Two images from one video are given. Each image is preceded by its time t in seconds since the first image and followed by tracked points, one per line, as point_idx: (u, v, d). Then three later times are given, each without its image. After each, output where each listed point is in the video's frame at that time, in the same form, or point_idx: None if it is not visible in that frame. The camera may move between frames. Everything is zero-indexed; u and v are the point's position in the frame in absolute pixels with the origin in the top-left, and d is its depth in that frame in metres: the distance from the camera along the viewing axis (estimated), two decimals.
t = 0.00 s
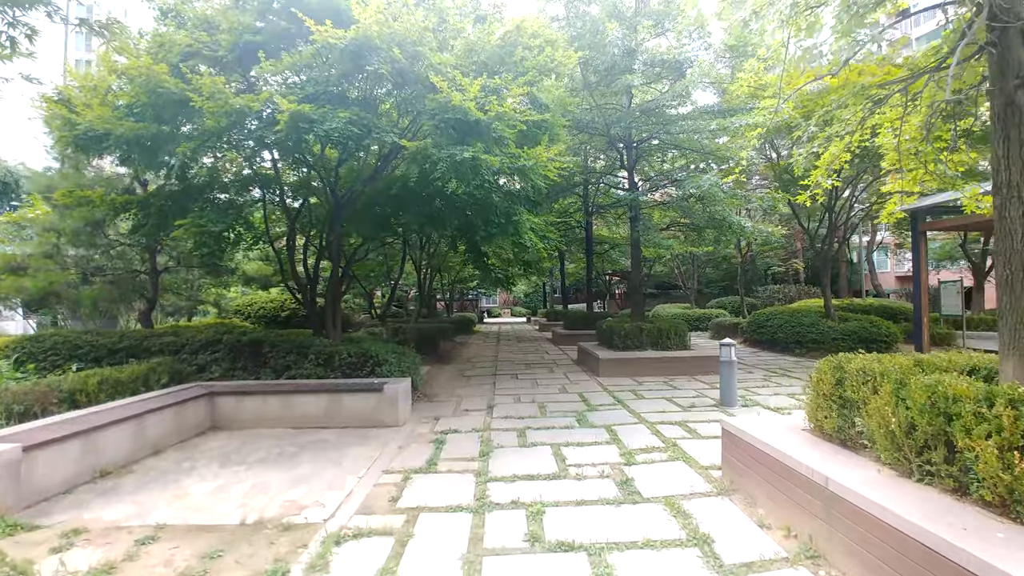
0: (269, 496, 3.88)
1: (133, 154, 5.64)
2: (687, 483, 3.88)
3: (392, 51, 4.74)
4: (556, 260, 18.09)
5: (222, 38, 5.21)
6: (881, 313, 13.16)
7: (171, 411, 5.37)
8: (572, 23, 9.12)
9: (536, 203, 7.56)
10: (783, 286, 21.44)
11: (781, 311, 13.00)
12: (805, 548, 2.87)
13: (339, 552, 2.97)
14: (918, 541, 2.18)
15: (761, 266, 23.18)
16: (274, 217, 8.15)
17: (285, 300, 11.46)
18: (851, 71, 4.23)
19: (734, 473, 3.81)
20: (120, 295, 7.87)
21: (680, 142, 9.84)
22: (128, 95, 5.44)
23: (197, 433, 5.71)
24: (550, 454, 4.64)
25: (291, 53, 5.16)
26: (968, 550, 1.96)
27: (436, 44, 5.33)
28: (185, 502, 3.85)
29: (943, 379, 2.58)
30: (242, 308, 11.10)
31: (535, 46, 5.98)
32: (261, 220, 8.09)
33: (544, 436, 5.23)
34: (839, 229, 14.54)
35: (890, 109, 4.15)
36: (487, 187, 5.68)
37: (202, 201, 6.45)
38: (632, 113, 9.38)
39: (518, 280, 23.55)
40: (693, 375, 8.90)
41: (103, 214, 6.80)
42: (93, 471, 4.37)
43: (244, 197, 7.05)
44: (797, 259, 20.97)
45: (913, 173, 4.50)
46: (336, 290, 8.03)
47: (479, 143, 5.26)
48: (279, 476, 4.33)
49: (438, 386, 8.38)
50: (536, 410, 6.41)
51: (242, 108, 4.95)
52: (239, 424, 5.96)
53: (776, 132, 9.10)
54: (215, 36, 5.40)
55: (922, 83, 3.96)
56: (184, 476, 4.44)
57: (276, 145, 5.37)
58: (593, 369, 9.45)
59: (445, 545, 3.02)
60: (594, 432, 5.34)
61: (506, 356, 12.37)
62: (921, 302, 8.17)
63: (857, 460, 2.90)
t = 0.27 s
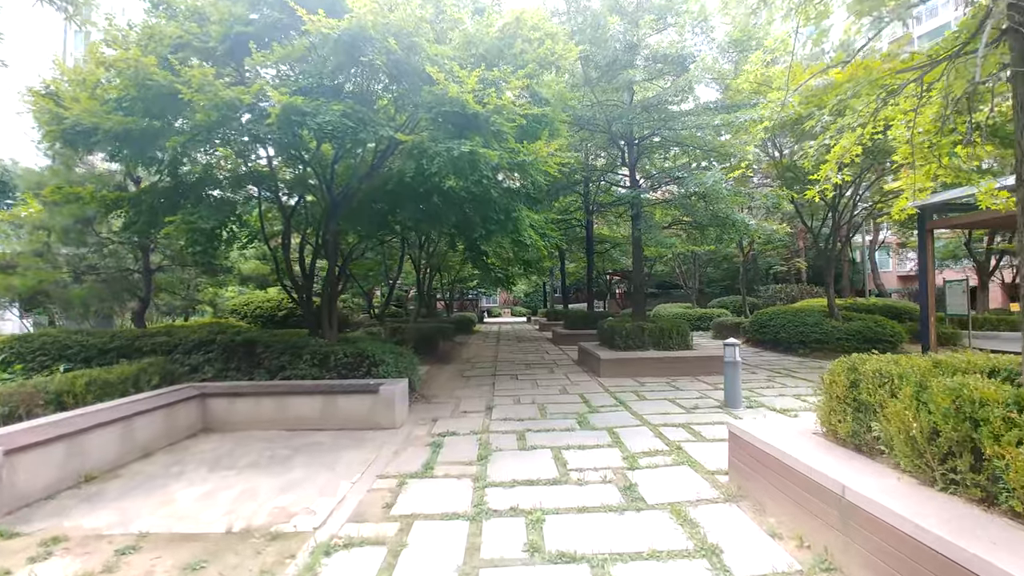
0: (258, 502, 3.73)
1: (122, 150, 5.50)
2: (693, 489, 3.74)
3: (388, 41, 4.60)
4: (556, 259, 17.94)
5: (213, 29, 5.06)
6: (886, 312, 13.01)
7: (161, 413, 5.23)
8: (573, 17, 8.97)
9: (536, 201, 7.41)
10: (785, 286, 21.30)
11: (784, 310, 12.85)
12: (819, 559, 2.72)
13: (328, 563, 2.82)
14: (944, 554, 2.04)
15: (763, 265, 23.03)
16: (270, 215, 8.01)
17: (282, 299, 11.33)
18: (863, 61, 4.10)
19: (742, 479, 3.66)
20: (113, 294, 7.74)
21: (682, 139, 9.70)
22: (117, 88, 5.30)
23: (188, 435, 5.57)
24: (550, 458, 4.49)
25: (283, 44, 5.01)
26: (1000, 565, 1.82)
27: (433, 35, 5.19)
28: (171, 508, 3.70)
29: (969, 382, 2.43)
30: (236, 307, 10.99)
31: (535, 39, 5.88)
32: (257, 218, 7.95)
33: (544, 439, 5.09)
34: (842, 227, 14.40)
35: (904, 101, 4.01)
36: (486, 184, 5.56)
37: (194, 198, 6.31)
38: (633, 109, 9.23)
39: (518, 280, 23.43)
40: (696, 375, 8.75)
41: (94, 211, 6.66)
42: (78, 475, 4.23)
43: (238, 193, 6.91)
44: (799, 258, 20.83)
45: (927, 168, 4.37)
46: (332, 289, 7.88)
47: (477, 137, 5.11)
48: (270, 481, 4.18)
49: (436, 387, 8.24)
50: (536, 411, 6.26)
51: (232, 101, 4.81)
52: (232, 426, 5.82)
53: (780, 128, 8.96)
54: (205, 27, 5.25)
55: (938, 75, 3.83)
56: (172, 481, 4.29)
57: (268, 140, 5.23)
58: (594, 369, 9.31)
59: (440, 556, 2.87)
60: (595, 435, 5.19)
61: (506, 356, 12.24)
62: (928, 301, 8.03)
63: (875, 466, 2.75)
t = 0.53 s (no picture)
0: (244, 513, 3.56)
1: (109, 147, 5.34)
2: (700, 500, 3.56)
3: (381, 31, 4.45)
4: (557, 258, 17.77)
5: (200, 20, 4.90)
6: (891, 312, 12.82)
7: (148, 418, 5.06)
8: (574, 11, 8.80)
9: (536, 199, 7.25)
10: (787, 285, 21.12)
11: (788, 310, 12.67)
12: None
13: None
14: None
15: (765, 265, 22.85)
16: (263, 213, 7.84)
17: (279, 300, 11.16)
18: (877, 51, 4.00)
19: (752, 489, 3.49)
20: (104, 295, 7.57)
21: (685, 136, 9.53)
22: (102, 82, 5.13)
23: (177, 441, 5.40)
24: (550, 466, 4.32)
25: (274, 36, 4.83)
26: None
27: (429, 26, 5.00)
28: (152, 520, 3.53)
29: (1000, 391, 2.26)
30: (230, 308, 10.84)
31: (535, 32, 5.67)
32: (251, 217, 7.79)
33: (544, 445, 4.91)
34: (846, 226, 14.23)
35: (923, 90, 3.88)
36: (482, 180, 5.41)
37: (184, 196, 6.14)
38: (635, 106, 9.06)
39: (519, 280, 23.27)
40: (699, 377, 8.58)
41: (82, 210, 6.49)
42: (58, 484, 4.06)
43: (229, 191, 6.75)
44: (802, 257, 20.65)
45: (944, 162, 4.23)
46: (328, 290, 7.70)
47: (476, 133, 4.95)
48: (258, 490, 4.01)
49: (434, 389, 8.07)
50: (535, 415, 6.09)
51: (220, 95, 4.65)
52: (222, 431, 5.65)
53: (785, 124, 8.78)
54: (192, 17, 5.08)
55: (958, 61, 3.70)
56: (156, 491, 4.12)
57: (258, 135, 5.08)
58: (595, 371, 9.14)
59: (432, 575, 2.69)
60: (597, 440, 5.02)
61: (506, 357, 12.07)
62: (937, 300, 7.84)
63: (896, 479, 2.58)
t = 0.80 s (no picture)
0: (229, 526, 3.41)
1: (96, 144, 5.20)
2: (707, 512, 3.40)
3: (373, 23, 4.32)
4: (557, 259, 17.62)
5: (188, 13, 4.75)
6: (896, 313, 12.66)
7: (135, 424, 4.91)
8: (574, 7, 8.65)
9: (535, 198, 7.10)
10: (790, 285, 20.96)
11: (791, 311, 12.52)
12: None
13: None
14: None
15: (767, 265, 22.69)
16: (258, 213, 7.69)
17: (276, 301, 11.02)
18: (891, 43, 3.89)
19: (761, 501, 3.34)
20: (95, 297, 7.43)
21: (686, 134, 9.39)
22: (89, 78, 5.00)
23: (165, 447, 5.25)
24: (550, 474, 4.16)
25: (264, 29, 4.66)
26: None
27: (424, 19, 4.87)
28: (133, 534, 3.38)
29: None
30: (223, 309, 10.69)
31: (535, 25, 5.53)
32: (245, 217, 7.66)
33: (543, 451, 4.75)
34: (849, 226, 14.08)
35: (938, 83, 3.78)
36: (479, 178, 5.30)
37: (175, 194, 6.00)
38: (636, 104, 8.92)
39: (519, 280, 23.12)
40: (702, 380, 8.42)
41: (71, 210, 6.34)
42: (39, 494, 3.91)
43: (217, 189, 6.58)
44: (804, 257, 20.49)
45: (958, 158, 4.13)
46: (323, 291, 7.55)
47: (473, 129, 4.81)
48: (245, 500, 3.85)
49: (432, 392, 7.93)
50: (535, 420, 5.94)
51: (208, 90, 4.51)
52: (212, 436, 5.49)
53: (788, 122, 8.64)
54: (178, 10, 4.91)
55: (976, 53, 3.62)
56: (140, 501, 3.96)
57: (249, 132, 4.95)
58: (596, 373, 8.98)
59: None
60: (598, 447, 4.86)
61: (506, 359, 11.92)
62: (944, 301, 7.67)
63: (918, 495, 2.42)
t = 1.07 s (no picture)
0: (218, 534, 3.28)
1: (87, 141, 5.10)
2: (714, 520, 3.28)
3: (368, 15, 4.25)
4: (558, 258, 17.50)
5: (179, 5, 4.66)
6: (900, 313, 12.52)
7: (126, 426, 4.80)
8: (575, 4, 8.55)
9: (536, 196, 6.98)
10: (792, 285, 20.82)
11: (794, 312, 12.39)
12: None
13: None
14: None
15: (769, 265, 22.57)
16: (254, 211, 7.58)
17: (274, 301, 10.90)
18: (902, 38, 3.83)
19: (770, 510, 3.21)
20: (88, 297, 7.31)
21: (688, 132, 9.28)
22: (79, 72, 4.90)
23: (157, 450, 5.13)
24: (550, 480, 4.03)
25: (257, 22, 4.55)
26: None
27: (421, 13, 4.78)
28: (119, 542, 3.26)
29: None
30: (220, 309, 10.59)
31: (535, 19, 5.42)
32: (241, 216, 7.57)
33: (544, 456, 4.63)
34: (852, 225, 13.95)
35: (952, 78, 3.71)
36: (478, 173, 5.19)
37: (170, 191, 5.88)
38: (638, 102, 8.81)
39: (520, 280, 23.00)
40: (704, 381, 8.29)
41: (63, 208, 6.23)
42: (25, 499, 3.80)
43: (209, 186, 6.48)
44: (806, 257, 20.35)
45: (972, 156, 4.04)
46: (320, 291, 7.43)
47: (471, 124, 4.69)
48: (236, 506, 3.73)
49: (431, 394, 7.81)
50: (535, 422, 5.81)
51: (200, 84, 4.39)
52: (206, 439, 5.38)
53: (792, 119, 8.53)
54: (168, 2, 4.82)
55: (992, 47, 3.55)
56: (128, 507, 3.84)
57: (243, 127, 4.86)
58: (597, 374, 8.86)
59: None
60: (600, 451, 4.73)
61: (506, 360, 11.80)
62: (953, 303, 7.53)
63: (939, 507, 2.30)
